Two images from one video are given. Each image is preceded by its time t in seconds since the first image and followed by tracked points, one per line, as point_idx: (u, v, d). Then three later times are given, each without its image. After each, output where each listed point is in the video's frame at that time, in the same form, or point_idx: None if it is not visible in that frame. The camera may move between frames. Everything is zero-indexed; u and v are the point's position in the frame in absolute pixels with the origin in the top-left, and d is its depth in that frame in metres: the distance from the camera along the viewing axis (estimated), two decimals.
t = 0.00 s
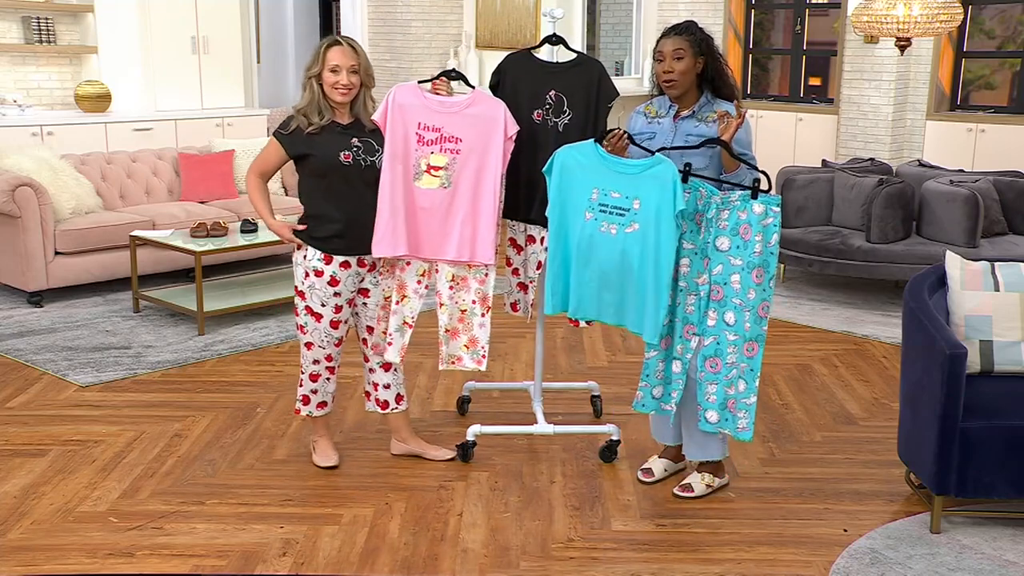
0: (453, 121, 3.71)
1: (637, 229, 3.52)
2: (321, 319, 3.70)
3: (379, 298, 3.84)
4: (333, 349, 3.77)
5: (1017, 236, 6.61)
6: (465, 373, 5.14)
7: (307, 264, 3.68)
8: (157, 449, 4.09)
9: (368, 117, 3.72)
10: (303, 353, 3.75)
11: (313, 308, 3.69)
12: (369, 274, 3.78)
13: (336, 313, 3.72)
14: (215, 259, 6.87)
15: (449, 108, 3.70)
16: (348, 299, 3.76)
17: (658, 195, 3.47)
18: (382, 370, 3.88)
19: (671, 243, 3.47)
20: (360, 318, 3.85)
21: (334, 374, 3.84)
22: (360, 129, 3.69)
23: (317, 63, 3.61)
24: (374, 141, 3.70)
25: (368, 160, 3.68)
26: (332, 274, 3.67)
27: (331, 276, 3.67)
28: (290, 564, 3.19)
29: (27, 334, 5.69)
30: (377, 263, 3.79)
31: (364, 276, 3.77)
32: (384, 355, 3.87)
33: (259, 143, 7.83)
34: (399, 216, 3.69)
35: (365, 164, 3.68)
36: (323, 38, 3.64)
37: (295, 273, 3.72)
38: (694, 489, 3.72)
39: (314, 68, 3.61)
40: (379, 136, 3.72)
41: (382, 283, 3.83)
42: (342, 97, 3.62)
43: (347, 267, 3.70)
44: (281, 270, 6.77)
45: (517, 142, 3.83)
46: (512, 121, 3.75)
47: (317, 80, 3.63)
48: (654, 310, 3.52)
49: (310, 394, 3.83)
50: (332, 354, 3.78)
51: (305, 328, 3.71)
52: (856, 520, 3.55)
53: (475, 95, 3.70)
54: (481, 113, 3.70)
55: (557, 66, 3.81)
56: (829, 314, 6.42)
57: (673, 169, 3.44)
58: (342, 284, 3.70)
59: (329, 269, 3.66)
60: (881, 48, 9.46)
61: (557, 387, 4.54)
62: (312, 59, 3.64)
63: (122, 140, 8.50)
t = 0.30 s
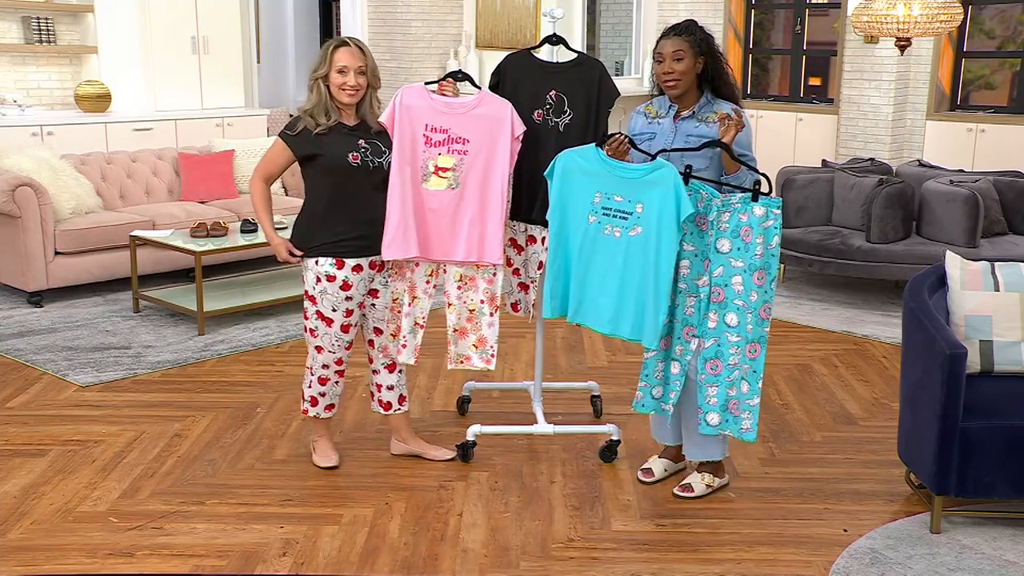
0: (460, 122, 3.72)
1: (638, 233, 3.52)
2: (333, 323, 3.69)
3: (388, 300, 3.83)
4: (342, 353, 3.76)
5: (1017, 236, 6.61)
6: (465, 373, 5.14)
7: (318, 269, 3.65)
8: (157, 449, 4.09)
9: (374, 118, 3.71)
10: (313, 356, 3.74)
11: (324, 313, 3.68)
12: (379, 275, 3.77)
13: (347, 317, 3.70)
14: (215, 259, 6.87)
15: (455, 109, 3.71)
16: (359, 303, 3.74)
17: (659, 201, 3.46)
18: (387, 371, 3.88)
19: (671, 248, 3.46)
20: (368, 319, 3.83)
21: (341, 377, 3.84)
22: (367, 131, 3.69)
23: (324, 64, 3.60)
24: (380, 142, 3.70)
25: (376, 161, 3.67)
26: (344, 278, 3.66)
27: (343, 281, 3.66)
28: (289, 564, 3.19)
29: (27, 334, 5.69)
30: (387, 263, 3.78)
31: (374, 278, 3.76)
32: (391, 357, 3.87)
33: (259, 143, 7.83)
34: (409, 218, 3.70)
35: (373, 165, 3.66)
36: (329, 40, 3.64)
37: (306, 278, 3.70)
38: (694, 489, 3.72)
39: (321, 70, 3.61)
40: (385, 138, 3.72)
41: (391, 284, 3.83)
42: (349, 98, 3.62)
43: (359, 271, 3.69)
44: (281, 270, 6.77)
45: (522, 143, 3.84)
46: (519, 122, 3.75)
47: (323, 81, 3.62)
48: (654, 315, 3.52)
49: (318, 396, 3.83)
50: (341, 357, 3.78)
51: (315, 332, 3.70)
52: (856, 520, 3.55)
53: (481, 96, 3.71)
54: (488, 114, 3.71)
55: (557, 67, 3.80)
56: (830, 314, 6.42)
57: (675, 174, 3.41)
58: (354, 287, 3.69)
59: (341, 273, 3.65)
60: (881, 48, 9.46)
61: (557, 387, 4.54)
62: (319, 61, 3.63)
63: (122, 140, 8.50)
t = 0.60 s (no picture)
0: (464, 121, 3.72)
1: (637, 234, 3.52)
2: (333, 324, 3.68)
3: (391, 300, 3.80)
4: (342, 353, 3.75)
5: (1017, 236, 6.61)
6: (465, 373, 5.14)
7: (321, 270, 3.64)
8: (157, 449, 4.09)
9: (376, 118, 3.71)
10: (312, 356, 3.73)
11: (326, 313, 3.67)
12: (382, 275, 3.75)
13: (348, 318, 3.69)
14: (215, 259, 6.87)
15: (458, 109, 3.72)
16: (361, 304, 3.73)
17: (658, 201, 3.46)
18: (388, 372, 3.87)
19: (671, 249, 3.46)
20: (371, 319, 3.81)
21: (341, 378, 3.83)
22: (369, 131, 3.68)
23: (325, 65, 3.60)
24: (383, 142, 3.68)
25: (379, 161, 3.65)
26: (346, 279, 3.65)
27: (346, 282, 3.65)
28: (290, 564, 3.19)
29: (27, 334, 5.69)
30: (390, 263, 3.75)
31: (377, 278, 3.74)
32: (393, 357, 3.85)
33: (259, 143, 7.83)
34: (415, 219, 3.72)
35: (376, 165, 3.65)
36: (331, 41, 3.64)
37: (308, 279, 3.69)
38: (694, 489, 3.72)
39: (322, 70, 3.60)
40: (388, 138, 3.71)
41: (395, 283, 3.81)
42: (351, 98, 3.62)
43: (362, 271, 3.67)
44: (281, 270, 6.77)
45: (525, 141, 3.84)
46: (523, 121, 3.76)
47: (325, 82, 3.62)
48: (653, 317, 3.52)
49: (316, 396, 3.83)
50: (341, 358, 3.77)
51: (315, 332, 3.69)
52: (856, 520, 3.55)
53: (484, 95, 3.71)
54: (492, 112, 3.72)
55: (557, 66, 3.80)
56: (830, 314, 6.42)
57: (675, 176, 3.42)
58: (356, 288, 3.68)
59: (344, 274, 3.64)
60: (881, 48, 9.46)
61: (558, 387, 4.54)
62: (320, 62, 3.63)
63: (122, 140, 8.50)
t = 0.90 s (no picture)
0: (468, 121, 3.72)
1: (642, 236, 3.51)
2: (327, 323, 3.69)
3: (389, 300, 3.79)
4: (337, 353, 3.75)
5: (1017, 236, 6.61)
6: (465, 373, 5.14)
7: (314, 268, 3.65)
8: (157, 449, 4.09)
9: (374, 117, 3.70)
10: (308, 356, 3.73)
11: (320, 313, 3.68)
12: (378, 276, 3.75)
13: (342, 317, 3.70)
14: (215, 259, 6.87)
15: (462, 109, 3.72)
16: (356, 303, 3.74)
17: (664, 208, 3.44)
18: (389, 373, 3.85)
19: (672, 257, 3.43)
20: (370, 320, 3.81)
21: (337, 378, 3.83)
22: (368, 131, 3.67)
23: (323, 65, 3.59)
24: (381, 143, 3.67)
25: (375, 162, 3.65)
26: (339, 278, 3.66)
27: (339, 281, 3.66)
28: (290, 564, 3.19)
29: (27, 334, 5.69)
30: (386, 264, 3.75)
31: (372, 279, 3.74)
32: (393, 359, 3.84)
33: (260, 143, 7.83)
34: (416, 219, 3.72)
35: (372, 167, 3.64)
36: (329, 40, 3.63)
37: (302, 278, 3.70)
38: (695, 489, 3.72)
39: (319, 71, 3.59)
40: (387, 139, 3.69)
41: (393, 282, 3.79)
42: (349, 98, 3.61)
43: (355, 271, 3.68)
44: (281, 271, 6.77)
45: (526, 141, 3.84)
46: (525, 119, 3.75)
47: (322, 82, 3.61)
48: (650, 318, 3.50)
49: (313, 396, 3.83)
50: (336, 358, 3.76)
51: (310, 331, 3.70)
52: (856, 520, 3.55)
53: (487, 95, 3.71)
54: (495, 112, 3.72)
55: (557, 66, 3.81)
56: (829, 314, 6.42)
57: (685, 181, 3.39)
58: (349, 288, 3.69)
59: (337, 273, 3.65)
60: (881, 48, 9.45)
61: (558, 387, 4.54)
62: (318, 61, 3.63)
63: (122, 140, 8.50)
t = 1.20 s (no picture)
0: (469, 121, 3.73)
1: (668, 241, 3.45)
2: (307, 320, 3.69)
3: (380, 297, 3.77)
4: (319, 350, 3.75)
5: (1017, 236, 6.61)
6: (465, 373, 5.14)
7: (290, 265, 3.65)
8: (157, 449, 4.09)
9: (364, 119, 3.71)
10: (290, 353, 3.74)
11: (299, 309, 3.68)
12: (360, 276, 3.74)
13: (321, 314, 3.69)
14: (215, 259, 6.87)
15: (463, 109, 3.72)
16: (335, 301, 3.72)
17: (694, 210, 3.39)
18: (392, 369, 3.83)
19: (703, 261, 3.37)
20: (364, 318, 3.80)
21: (323, 374, 3.83)
22: (358, 134, 3.69)
23: (315, 66, 3.58)
24: (370, 147, 3.69)
25: (365, 167, 3.67)
26: (315, 275, 3.65)
27: (315, 278, 3.65)
28: (290, 564, 3.19)
29: (26, 334, 5.69)
30: (366, 263, 3.74)
31: (353, 278, 3.74)
32: (396, 355, 3.82)
33: (260, 143, 7.83)
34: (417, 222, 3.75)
35: (362, 172, 3.66)
36: (320, 40, 3.62)
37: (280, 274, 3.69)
38: (694, 489, 3.72)
39: (313, 72, 3.58)
40: (375, 143, 3.72)
41: (378, 280, 3.77)
42: (342, 99, 3.61)
43: (332, 269, 3.66)
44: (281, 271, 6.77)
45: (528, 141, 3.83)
46: (527, 117, 3.74)
47: (315, 84, 3.60)
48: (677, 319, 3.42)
49: (299, 393, 3.83)
50: (319, 355, 3.77)
51: (291, 328, 3.71)
52: (856, 520, 3.55)
53: (487, 94, 3.71)
54: (496, 112, 3.71)
55: (558, 66, 3.80)
56: (829, 314, 6.42)
57: (715, 185, 3.36)
58: (327, 285, 3.67)
59: (312, 270, 3.64)
60: (881, 48, 9.45)
61: (557, 387, 4.53)
62: (310, 62, 3.60)
63: (122, 140, 8.50)
